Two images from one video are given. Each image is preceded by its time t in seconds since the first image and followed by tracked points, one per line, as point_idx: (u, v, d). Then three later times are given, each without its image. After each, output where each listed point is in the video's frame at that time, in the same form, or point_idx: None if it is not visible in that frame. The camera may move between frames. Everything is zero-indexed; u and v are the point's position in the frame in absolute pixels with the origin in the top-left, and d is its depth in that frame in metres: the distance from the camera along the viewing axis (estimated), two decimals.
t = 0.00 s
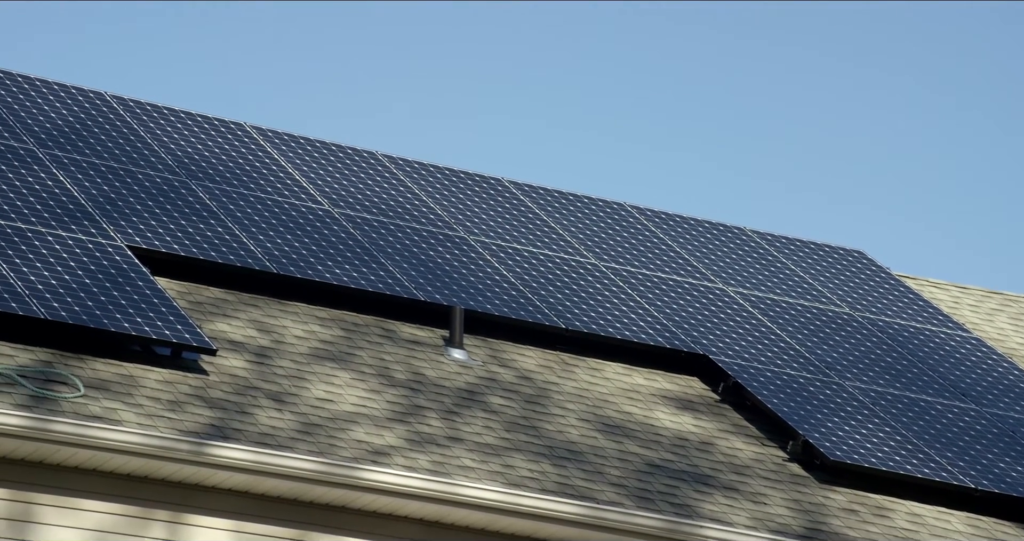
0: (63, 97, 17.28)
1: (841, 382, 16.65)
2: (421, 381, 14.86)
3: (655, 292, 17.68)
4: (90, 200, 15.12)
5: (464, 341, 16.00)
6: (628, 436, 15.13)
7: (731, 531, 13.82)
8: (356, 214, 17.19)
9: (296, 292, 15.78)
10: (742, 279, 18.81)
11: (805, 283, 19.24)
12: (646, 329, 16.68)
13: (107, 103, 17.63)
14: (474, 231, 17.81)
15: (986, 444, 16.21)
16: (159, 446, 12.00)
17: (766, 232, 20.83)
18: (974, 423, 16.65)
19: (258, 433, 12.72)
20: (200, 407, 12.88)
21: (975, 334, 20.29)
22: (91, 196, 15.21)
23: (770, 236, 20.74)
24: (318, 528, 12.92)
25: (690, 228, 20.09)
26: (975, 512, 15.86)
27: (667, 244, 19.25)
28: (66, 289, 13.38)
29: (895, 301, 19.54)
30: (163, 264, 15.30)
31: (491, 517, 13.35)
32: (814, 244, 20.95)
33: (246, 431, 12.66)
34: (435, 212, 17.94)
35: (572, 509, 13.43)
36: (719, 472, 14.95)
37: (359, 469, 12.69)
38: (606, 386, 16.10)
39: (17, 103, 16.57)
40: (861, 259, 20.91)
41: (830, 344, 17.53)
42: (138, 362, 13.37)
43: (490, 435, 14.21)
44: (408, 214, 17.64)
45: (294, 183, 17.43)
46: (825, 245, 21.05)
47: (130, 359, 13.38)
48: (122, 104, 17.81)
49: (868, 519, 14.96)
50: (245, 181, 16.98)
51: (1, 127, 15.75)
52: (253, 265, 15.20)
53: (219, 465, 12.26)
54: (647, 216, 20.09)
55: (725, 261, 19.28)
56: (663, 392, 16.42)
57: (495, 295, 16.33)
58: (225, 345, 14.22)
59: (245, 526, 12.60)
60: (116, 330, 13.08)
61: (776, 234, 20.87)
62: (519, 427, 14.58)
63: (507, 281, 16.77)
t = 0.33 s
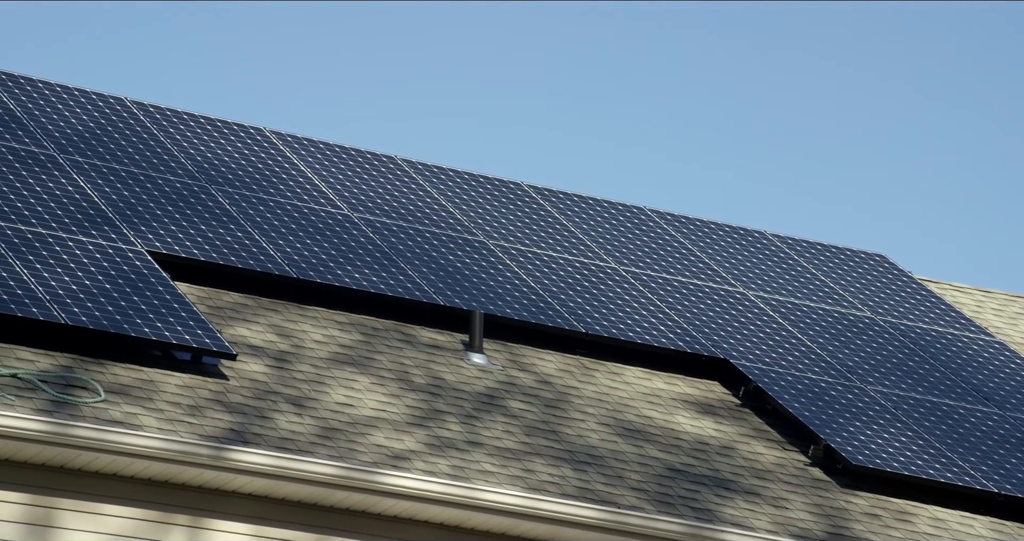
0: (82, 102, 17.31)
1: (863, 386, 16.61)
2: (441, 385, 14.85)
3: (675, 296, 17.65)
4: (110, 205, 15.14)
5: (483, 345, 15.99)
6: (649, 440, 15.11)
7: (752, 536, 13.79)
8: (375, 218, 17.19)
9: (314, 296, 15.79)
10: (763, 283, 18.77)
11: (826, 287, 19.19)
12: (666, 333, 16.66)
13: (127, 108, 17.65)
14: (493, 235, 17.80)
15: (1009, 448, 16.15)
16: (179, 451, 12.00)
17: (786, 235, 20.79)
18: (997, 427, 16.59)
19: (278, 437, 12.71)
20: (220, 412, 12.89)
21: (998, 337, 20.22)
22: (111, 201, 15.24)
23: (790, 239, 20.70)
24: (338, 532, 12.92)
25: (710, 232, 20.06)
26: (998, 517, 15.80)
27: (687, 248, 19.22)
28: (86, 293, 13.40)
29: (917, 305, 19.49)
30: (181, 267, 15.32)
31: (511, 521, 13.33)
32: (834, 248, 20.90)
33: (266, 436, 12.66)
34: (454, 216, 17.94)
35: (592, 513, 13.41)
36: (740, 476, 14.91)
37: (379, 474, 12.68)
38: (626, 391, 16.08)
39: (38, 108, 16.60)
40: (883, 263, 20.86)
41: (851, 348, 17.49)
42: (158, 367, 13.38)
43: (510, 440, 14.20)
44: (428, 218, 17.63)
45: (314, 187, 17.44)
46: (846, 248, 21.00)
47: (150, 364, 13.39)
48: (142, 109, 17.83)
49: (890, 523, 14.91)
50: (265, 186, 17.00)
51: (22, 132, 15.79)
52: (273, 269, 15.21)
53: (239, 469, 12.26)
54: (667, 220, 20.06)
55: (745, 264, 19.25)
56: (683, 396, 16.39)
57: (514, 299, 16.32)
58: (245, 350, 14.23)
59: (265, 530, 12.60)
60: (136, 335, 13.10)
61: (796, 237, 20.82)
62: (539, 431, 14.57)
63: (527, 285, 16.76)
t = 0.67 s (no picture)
0: (104, 107, 17.35)
1: (887, 389, 16.56)
2: (462, 388, 14.85)
3: (697, 299, 17.62)
4: (132, 209, 15.17)
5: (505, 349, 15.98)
6: (671, 443, 15.08)
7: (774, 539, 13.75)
8: (396, 222, 17.20)
9: (336, 300, 15.79)
10: (785, 285, 18.74)
11: (849, 290, 19.15)
12: (688, 336, 16.63)
13: (148, 112, 17.69)
14: (514, 238, 17.79)
15: None
16: (202, 454, 12.01)
17: (808, 238, 20.75)
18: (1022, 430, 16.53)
19: (300, 441, 12.71)
20: (242, 415, 12.90)
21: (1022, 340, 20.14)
22: (133, 205, 15.26)
23: (813, 242, 20.66)
24: (359, 535, 12.92)
25: (732, 235, 20.03)
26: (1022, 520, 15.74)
27: (708, 250, 19.19)
28: (109, 297, 13.43)
29: (941, 308, 19.42)
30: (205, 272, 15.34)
31: (533, 524, 13.32)
32: (857, 251, 20.85)
33: (288, 440, 12.66)
34: (476, 220, 17.93)
35: (614, 517, 13.38)
36: (762, 480, 14.88)
37: (401, 478, 12.68)
38: (648, 394, 16.05)
39: (60, 113, 16.65)
40: (906, 266, 20.80)
41: (874, 351, 17.44)
42: (180, 371, 13.40)
43: (532, 443, 14.18)
44: (449, 221, 17.63)
45: (335, 191, 17.45)
46: (869, 251, 20.94)
47: (172, 368, 13.41)
48: (163, 113, 17.87)
49: (914, 527, 14.86)
50: (286, 190, 17.01)
51: (44, 137, 15.82)
52: (295, 273, 15.22)
53: (260, 473, 12.26)
54: (689, 223, 20.04)
55: (767, 267, 19.21)
56: (706, 399, 16.36)
57: (536, 302, 16.31)
58: (267, 353, 14.24)
59: (287, 534, 12.61)
60: (158, 339, 13.12)
61: (818, 240, 20.78)
62: (561, 434, 14.55)
63: (548, 289, 16.75)
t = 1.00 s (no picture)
0: (127, 111, 17.38)
1: (912, 392, 16.50)
2: (485, 392, 14.83)
3: (720, 302, 17.58)
4: (155, 213, 15.20)
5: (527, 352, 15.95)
6: (694, 447, 15.05)
7: None
8: (418, 225, 17.19)
9: (359, 303, 15.79)
10: (809, 288, 18.69)
11: (873, 293, 19.09)
12: (710, 339, 16.59)
13: (170, 117, 17.72)
14: (536, 241, 17.77)
15: None
16: (224, 458, 12.02)
17: (832, 241, 20.69)
18: None
19: (323, 444, 12.71)
20: (264, 419, 12.90)
21: None
22: (156, 209, 15.29)
23: (836, 245, 20.60)
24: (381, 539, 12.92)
25: (754, 237, 19.98)
26: None
27: (731, 253, 19.14)
28: (132, 302, 13.45)
29: (965, 310, 19.35)
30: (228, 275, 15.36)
31: (555, 528, 13.29)
32: (881, 253, 20.79)
33: (311, 443, 12.66)
34: (497, 223, 17.92)
35: (637, 520, 13.35)
36: (786, 483, 14.83)
37: (424, 481, 12.67)
38: (671, 397, 16.02)
39: (83, 117, 16.69)
40: (930, 268, 20.73)
41: (899, 354, 17.38)
42: (202, 375, 13.42)
43: (554, 446, 14.16)
44: (471, 225, 17.62)
45: (357, 195, 17.45)
46: (893, 254, 20.88)
47: (195, 371, 13.42)
48: (186, 117, 17.90)
49: (939, 530, 14.80)
50: (308, 194, 17.02)
51: (67, 141, 15.86)
52: (317, 276, 15.23)
53: (283, 476, 12.26)
54: (711, 225, 20.00)
55: (790, 270, 19.16)
56: (729, 402, 16.32)
57: (558, 305, 16.29)
58: (289, 357, 14.24)
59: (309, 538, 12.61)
60: (181, 343, 13.13)
61: (842, 243, 20.72)
62: (584, 438, 14.52)
63: (571, 292, 16.73)
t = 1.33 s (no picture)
0: (150, 117, 17.41)
1: (937, 396, 16.44)
2: (508, 397, 14.81)
3: (743, 306, 17.54)
4: (178, 219, 15.21)
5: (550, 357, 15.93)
6: (718, 451, 15.01)
7: None
8: (441, 230, 17.18)
9: (381, 308, 15.78)
10: (833, 292, 18.63)
11: (898, 296, 19.02)
12: (734, 343, 16.55)
13: (193, 122, 17.75)
14: (559, 246, 17.75)
15: None
16: (248, 463, 12.02)
17: (856, 245, 20.63)
18: None
19: (346, 449, 12.71)
20: (288, 424, 12.90)
21: None
22: (179, 215, 15.31)
23: (860, 248, 20.53)
24: None
25: (778, 241, 19.93)
26: None
27: (755, 257, 19.09)
28: (156, 307, 13.46)
29: (992, 314, 19.27)
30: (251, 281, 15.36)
31: (579, 533, 13.26)
32: (905, 257, 20.72)
33: (334, 448, 12.66)
34: (520, 228, 17.91)
35: (661, 525, 13.32)
36: (811, 488, 14.78)
37: (448, 486, 12.65)
38: (695, 402, 15.98)
39: (107, 124, 16.72)
40: (955, 272, 20.65)
41: (925, 358, 17.31)
42: (226, 380, 13.42)
43: (578, 451, 14.13)
44: (493, 229, 17.61)
45: (380, 200, 17.45)
46: (918, 258, 20.81)
47: (218, 376, 13.43)
48: (209, 123, 17.93)
49: (965, 535, 14.73)
50: (331, 199, 17.03)
51: (91, 147, 15.89)
52: (340, 282, 15.23)
53: (307, 481, 12.26)
54: (735, 229, 19.95)
55: (815, 274, 19.10)
56: (753, 407, 16.27)
57: (581, 310, 16.26)
58: (312, 362, 14.24)
59: None
60: (204, 348, 13.14)
61: (866, 247, 20.65)
62: (608, 443, 14.50)
63: (594, 296, 16.70)
